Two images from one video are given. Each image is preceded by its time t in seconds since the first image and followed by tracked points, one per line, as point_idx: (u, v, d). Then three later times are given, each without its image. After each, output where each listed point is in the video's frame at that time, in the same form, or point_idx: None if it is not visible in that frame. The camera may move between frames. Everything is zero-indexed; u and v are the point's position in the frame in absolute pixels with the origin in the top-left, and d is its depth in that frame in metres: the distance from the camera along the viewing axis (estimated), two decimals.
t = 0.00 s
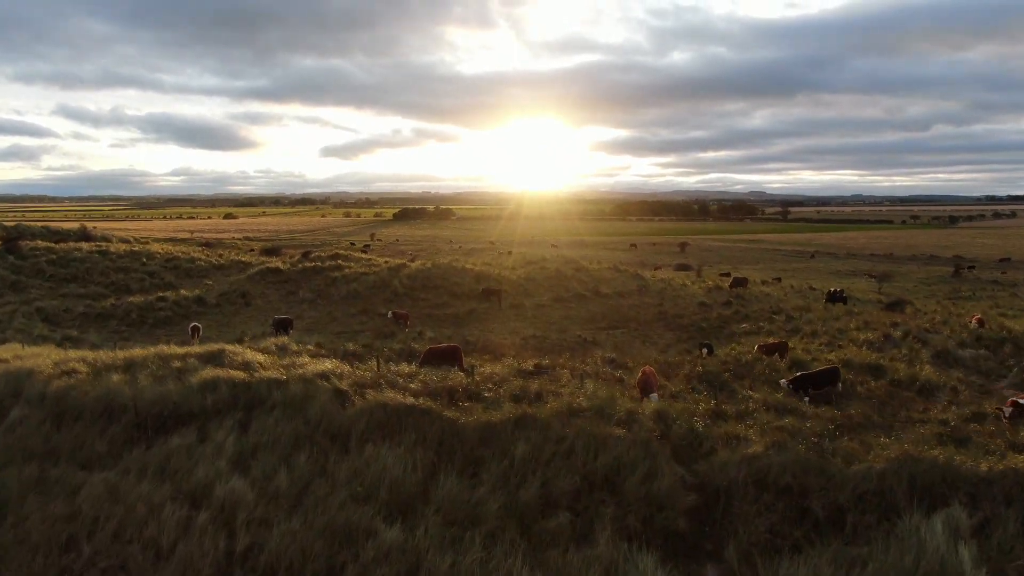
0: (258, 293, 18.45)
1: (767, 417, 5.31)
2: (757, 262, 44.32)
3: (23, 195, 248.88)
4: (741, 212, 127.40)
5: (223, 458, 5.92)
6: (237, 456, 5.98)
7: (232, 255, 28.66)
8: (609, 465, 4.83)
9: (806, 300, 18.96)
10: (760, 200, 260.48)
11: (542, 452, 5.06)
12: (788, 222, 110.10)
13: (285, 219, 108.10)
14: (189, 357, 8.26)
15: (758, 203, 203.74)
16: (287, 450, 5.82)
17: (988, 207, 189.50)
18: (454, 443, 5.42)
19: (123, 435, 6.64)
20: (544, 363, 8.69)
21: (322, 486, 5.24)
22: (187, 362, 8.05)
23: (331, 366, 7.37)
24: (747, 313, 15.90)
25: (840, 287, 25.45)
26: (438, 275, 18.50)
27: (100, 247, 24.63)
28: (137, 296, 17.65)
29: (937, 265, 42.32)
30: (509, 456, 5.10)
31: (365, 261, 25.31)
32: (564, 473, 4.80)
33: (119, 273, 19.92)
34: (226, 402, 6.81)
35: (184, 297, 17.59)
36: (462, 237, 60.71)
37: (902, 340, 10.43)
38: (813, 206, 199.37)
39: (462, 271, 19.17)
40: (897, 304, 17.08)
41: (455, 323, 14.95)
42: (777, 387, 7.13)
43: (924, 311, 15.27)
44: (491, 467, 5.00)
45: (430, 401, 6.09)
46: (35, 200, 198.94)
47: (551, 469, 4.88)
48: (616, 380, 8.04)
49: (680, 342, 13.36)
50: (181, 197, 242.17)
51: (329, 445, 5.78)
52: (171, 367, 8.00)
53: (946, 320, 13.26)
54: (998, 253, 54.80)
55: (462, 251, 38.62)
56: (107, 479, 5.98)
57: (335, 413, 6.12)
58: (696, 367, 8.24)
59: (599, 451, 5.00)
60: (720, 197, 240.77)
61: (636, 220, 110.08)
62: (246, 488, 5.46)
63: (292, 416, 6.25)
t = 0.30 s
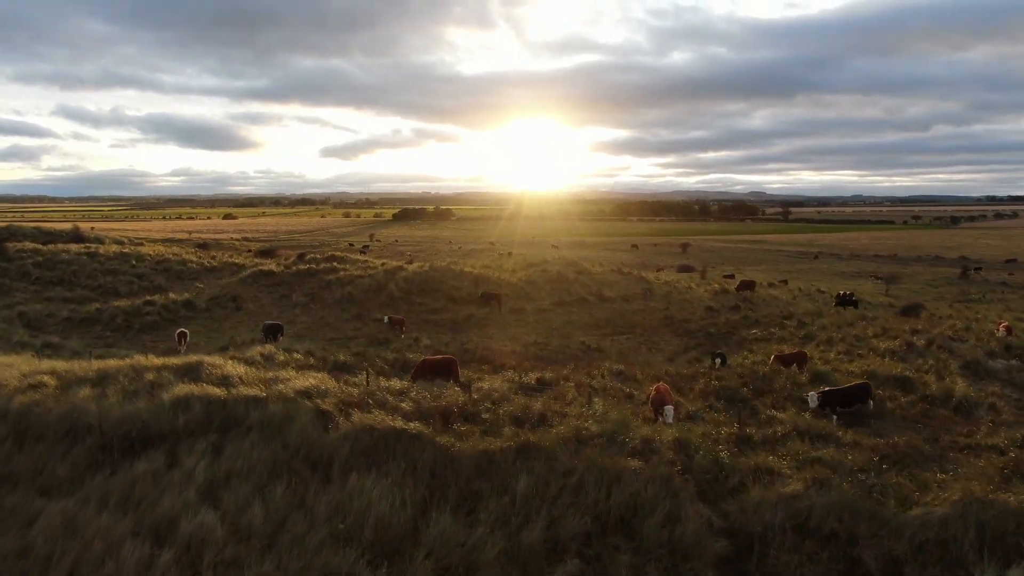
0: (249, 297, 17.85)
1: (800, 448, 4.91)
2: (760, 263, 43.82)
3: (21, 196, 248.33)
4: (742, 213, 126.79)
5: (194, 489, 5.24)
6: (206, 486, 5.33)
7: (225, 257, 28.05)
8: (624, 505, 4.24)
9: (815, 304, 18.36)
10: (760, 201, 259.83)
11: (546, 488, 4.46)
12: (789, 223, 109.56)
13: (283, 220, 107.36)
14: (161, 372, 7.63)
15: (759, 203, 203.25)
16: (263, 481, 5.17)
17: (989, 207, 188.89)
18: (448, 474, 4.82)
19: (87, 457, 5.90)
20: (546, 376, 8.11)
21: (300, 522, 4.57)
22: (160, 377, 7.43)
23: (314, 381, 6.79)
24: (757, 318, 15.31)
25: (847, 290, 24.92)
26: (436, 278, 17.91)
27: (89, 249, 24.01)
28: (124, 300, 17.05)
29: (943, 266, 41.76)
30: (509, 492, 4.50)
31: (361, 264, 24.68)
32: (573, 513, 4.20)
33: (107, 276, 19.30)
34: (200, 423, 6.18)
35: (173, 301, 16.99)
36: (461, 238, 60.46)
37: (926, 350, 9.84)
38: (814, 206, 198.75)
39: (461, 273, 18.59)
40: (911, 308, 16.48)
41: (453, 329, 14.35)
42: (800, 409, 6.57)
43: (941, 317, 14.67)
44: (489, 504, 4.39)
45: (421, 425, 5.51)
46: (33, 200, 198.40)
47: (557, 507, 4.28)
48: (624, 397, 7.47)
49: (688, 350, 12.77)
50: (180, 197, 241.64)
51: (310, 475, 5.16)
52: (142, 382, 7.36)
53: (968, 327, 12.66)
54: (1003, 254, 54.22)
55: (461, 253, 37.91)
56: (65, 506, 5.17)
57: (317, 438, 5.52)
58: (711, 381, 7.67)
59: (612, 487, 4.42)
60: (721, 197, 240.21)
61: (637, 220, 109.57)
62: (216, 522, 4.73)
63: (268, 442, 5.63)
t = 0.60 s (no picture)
0: (241, 300, 17.27)
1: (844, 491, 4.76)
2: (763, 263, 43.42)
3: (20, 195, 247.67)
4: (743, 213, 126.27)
5: (157, 525, 4.59)
6: (170, 522, 4.69)
7: (218, 258, 27.44)
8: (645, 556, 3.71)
9: (826, 308, 17.77)
10: (761, 201, 259.32)
11: (554, 533, 3.90)
12: (790, 223, 109.09)
13: (282, 220, 106.62)
14: (133, 387, 7.04)
15: (759, 203, 202.80)
16: (235, 516, 4.55)
17: (990, 207, 188.44)
18: (441, 512, 4.24)
19: (44, 483, 5.20)
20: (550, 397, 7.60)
21: (273, 563, 3.92)
22: (131, 392, 6.84)
23: (296, 401, 6.23)
24: (767, 322, 14.72)
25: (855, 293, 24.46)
26: (434, 281, 17.32)
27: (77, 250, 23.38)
28: (110, 304, 16.45)
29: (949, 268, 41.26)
30: (512, 535, 3.94)
31: (358, 266, 24.09)
32: (585, 563, 3.64)
33: (94, 279, 18.69)
34: (169, 449, 5.58)
35: (161, 304, 16.39)
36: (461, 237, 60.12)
37: (954, 362, 9.22)
38: (815, 206, 198.25)
39: (459, 275, 18.04)
40: (925, 313, 15.91)
41: (452, 335, 13.77)
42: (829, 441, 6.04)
43: (959, 322, 14.12)
44: (487, 548, 3.81)
45: (413, 457, 4.98)
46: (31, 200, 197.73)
47: (566, 556, 3.72)
48: (635, 418, 6.92)
49: (697, 357, 12.19)
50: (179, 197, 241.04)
51: (286, 509, 4.55)
52: (110, 399, 6.77)
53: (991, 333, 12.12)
54: (1008, 254, 53.73)
55: (461, 254, 37.12)
56: (13, 540, 4.45)
57: (295, 466, 4.95)
58: (724, 412, 7.20)
59: (630, 535, 3.88)
60: (721, 197, 239.77)
61: (637, 221, 109.07)
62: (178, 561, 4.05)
63: (241, 472, 5.05)
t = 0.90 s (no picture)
0: (232, 304, 16.69)
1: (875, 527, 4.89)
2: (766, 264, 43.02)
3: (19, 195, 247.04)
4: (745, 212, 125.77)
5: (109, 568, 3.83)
6: (124, 567, 3.91)
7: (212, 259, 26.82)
8: None
9: (837, 312, 17.19)
10: (762, 201, 258.89)
11: None
12: (793, 223, 108.56)
13: (282, 219, 105.96)
14: (98, 405, 6.43)
15: (760, 203, 202.36)
16: (198, 562, 3.89)
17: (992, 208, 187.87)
18: (433, 563, 3.67)
19: None
20: (556, 414, 7.57)
21: None
22: (95, 411, 6.23)
23: (273, 424, 5.72)
24: (778, 327, 14.16)
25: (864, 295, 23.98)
26: (432, 285, 16.74)
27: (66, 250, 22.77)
28: (96, 308, 15.86)
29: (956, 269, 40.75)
30: None
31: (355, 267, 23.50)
32: None
33: (80, 282, 18.09)
34: (129, 480, 4.96)
35: (148, 308, 15.79)
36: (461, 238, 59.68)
37: (986, 373, 8.99)
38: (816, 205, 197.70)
39: (458, 277, 17.45)
40: (942, 318, 15.35)
41: (450, 341, 13.21)
42: (865, 484, 5.73)
43: (980, 328, 13.56)
44: None
45: (398, 495, 4.48)
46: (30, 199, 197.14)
47: None
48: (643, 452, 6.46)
49: (707, 365, 11.63)
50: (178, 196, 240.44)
51: (256, 554, 3.91)
52: (70, 418, 6.14)
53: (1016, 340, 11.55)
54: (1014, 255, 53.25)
55: (462, 254, 36.74)
56: None
57: (266, 505, 4.38)
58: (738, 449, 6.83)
59: None
60: (722, 197, 239.24)
61: (639, 220, 108.65)
62: None
63: (205, 509, 4.43)
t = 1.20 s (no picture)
0: (222, 308, 16.11)
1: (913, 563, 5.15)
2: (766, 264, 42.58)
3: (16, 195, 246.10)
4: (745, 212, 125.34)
5: None
6: None
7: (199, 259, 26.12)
8: None
9: (847, 315, 16.69)
10: (761, 201, 258.61)
11: None
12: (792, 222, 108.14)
13: (278, 218, 105.11)
14: (58, 428, 5.82)
15: (760, 203, 202.06)
16: None
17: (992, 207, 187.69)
18: None
19: None
20: (560, 436, 7.43)
21: None
22: (52, 434, 5.64)
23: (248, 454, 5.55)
24: (790, 332, 13.63)
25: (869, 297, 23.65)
26: (429, 287, 16.18)
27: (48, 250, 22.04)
28: (80, 313, 15.22)
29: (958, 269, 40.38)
30: None
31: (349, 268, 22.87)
32: None
33: (63, 285, 17.42)
34: (81, 519, 4.38)
35: (134, 313, 15.17)
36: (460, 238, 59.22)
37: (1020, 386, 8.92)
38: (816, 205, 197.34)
39: (456, 279, 16.91)
40: (958, 322, 14.79)
41: (448, 348, 12.67)
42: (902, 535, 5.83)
43: (997, 333, 13.13)
44: None
45: (379, 547, 4.47)
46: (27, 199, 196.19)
47: None
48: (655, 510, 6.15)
49: (717, 372, 11.09)
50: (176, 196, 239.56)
51: None
52: (21, 440, 5.51)
53: None
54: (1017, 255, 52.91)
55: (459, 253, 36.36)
56: None
57: (228, 553, 4.05)
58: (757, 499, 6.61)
59: None
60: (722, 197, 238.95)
61: (637, 219, 108.16)
62: None
63: (160, 557, 3.96)
